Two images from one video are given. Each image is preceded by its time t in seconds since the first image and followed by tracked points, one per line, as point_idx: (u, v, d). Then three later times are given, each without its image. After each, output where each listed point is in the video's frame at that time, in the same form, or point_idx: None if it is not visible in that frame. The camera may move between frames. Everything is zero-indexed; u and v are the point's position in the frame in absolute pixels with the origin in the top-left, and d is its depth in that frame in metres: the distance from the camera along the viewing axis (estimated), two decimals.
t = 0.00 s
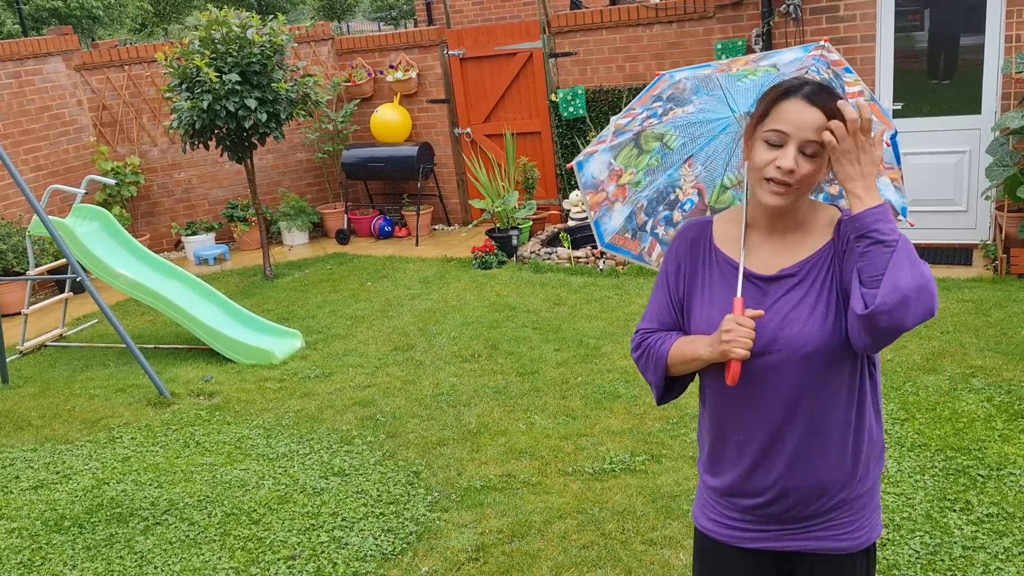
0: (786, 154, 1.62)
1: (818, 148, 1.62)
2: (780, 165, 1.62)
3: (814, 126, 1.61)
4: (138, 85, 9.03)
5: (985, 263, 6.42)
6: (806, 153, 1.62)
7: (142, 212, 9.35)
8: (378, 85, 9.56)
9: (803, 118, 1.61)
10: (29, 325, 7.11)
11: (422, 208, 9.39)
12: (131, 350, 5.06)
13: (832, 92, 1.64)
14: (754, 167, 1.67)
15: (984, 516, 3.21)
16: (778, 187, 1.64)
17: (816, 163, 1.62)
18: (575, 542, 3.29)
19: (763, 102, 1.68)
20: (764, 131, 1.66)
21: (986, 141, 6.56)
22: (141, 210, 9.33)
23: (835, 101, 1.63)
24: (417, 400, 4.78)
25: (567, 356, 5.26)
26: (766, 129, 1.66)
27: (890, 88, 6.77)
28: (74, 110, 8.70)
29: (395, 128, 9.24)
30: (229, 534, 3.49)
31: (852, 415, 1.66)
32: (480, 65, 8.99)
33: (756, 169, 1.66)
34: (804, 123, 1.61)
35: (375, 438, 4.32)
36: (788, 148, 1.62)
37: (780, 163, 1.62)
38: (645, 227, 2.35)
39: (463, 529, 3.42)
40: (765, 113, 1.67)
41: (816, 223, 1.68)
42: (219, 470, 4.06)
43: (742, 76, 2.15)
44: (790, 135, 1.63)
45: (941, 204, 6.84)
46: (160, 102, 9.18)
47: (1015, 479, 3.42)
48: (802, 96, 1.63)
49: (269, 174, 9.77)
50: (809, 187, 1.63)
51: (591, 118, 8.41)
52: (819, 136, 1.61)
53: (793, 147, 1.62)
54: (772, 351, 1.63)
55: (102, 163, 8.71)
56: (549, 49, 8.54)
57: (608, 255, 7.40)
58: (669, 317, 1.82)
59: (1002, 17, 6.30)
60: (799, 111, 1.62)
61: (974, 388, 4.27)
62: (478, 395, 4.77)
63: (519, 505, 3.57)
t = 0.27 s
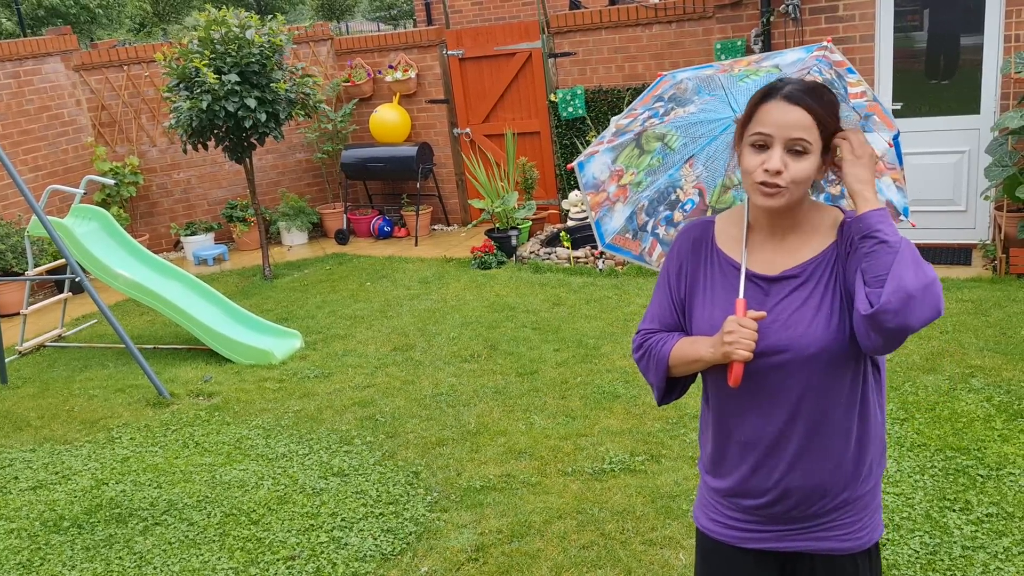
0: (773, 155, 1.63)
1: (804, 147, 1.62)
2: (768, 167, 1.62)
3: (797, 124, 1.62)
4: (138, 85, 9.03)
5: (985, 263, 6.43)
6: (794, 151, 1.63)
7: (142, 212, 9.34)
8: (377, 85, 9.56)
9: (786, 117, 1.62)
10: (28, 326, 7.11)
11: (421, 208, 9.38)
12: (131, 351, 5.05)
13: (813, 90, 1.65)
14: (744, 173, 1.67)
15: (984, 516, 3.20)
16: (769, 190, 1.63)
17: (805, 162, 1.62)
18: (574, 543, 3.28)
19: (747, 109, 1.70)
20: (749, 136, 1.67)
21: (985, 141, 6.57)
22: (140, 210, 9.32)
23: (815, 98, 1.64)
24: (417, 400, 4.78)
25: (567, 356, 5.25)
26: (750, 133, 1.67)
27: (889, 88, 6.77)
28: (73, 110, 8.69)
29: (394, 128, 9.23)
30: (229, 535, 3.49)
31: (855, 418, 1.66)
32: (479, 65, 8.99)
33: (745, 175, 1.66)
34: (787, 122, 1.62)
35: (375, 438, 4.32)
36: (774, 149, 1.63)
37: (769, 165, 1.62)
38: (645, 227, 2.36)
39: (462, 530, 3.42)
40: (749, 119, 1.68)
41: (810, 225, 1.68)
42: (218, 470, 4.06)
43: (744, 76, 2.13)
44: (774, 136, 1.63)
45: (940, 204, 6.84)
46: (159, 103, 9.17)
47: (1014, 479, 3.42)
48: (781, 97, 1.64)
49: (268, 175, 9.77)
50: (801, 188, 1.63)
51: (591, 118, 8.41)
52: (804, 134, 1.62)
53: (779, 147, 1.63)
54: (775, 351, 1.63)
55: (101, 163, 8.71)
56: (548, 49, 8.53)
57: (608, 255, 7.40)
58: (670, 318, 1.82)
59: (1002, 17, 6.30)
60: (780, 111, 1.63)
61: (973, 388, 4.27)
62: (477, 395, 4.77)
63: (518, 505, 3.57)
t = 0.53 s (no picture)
0: (784, 154, 1.63)
1: (811, 137, 1.62)
2: (782, 166, 1.62)
3: (798, 120, 1.62)
4: (137, 86, 9.04)
5: (984, 262, 6.43)
6: (803, 145, 1.63)
7: (141, 214, 9.34)
8: (376, 86, 9.58)
9: (784, 115, 1.63)
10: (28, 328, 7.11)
11: (421, 209, 9.39)
12: (131, 353, 5.06)
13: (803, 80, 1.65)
14: (759, 179, 1.67)
15: (983, 515, 3.21)
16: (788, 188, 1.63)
17: (815, 152, 1.62)
18: (575, 543, 3.29)
19: (743, 118, 1.71)
20: (754, 142, 1.68)
21: (983, 140, 6.58)
22: (140, 211, 9.32)
23: (806, 87, 1.64)
24: (417, 401, 4.78)
25: (567, 356, 5.26)
26: (755, 139, 1.67)
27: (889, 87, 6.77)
28: (72, 112, 8.69)
29: (393, 129, 9.23)
30: (230, 536, 3.49)
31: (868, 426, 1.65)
32: (478, 65, 8.99)
33: (761, 181, 1.66)
34: (787, 119, 1.63)
35: (375, 439, 4.32)
36: (783, 148, 1.63)
37: (782, 166, 1.62)
38: (669, 227, 2.38)
39: (463, 530, 3.42)
40: (749, 127, 1.69)
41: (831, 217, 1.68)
42: (219, 472, 4.06)
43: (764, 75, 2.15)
44: (778, 136, 1.64)
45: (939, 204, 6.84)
46: (159, 104, 9.18)
47: (1014, 478, 3.43)
48: (773, 97, 1.65)
49: (268, 176, 9.78)
50: (818, 178, 1.63)
51: (590, 118, 8.37)
52: (806, 125, 1.62)
53: (787, 146, 1.63)
54: (788, 352, 1.63)
55: (100, 165, 8.71)
56: (547, 49, 8.54)
57: (607, 255, 7.40)
58: (686, 315, 1.83)
59: (1000, 16, 6.31)
60: (778, 110, 1.64)
61: (973, 387, 4.27)
62: (477, 396, 4.78)
63: (519, 506, 3.57)
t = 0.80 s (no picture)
0: (785, 163, 1.63)
1: (814, 149, 1.63)
2: (782, 176, 1.63)
3: (801, 129, 1.62)
4: (137, 87, 9.04)
5: (984, 262, 6.43)
6: (804, 155, 1.63)
7: (141, 214, 9.34)
8: (376, 86, 9.58)
9: (788, 124, 1.63)
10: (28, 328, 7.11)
11: (421, 209, 9.39)
12: (131, 353, 5.06)
13: (809, 90, 1.66)
14: (759, 185, 1.68)
15: (984, 515, 3.21)
16: (787, 198, 1.64)
17: (817, 164, 1.63)
18: (575, 543, 3.29)
19: (746, 125, 1.71)
20: (756, 149, 1.68)
21: (984, 140, 6.58)
22: (140, 212, 9.32)
23: (812, 98, 1.65)
24: (417, 401, 4.78)
25: (567, 357, 5.26)
26: (757, 146, 1.67)
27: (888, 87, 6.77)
28: (72, 112, 8.68)
29: (393, 129, 9.23)
30: (230, 536, 3.49)
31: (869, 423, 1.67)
32: (478, 65, 8.99)
33: (760, 187, 1.67)
34: (790, 129, 1.63)
35: (375, 439, 4.32)
36: (785, 157, 1.64)
37: (783, 174, 1.63)
38: (662, 234, 2.38)
39: (463, 530, 3.42)
40: (752, 133, 1.69)
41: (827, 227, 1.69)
42: (218, 472, 4.06)
43: (761, 81, 2.16)
44: (781, 144, 1.64)
45: (939, 204, 6.84)
46: (159, 104, 9.18)
47: (1014, 478, 3.43)
48: (779, 106, 1.65)
49: (268, 176, 9.78)
50: (818, 189, 1.64)
51: (590, 118, 8.37)
52: (810, 136, 1.62)
53: (789, 155, 1.63)
54: (792, 349, 1.63)
55: (100, 165, 8.71)
56: (547, 49, 8.54)
57: (607, 255, 7.40)
58: (684, 315, 1.83)
59: (1000, 16, 6.31)
60: (782, 119, 1.64)
61: (973, 388, 4.27)
62: (477, 396, 4.77)
63: (519, 506, 3.57)
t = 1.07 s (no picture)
0: (785, 154, 1.63)
1: (813, 141, 1.63)
2: (782, 166, 1.63)
3: (801, 121, 1.63)
4: (136, 87, 9.04)
5: (983, 262, 6.43)
6: (804, 147, 1.64)
7: (141, 214, 9.34)
8: (375, 86, 9.58)
9: (788, 117, 1.64)
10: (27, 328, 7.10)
11: (420, 209, 9.38)
12: (131, 353, 5.06)
13: (809, 85, 1.67)
14: (758, 179, 1.68)
15: (983, 515, 3.21)
16: (787, 188, 1.64)
17: (816, 156, 1.63)
18: (574, 543, 3.29)
19: (746, 120, 1.72)
20: (756, 142, 1.68)
21: (983, 140, 6.58)
22: (139, 212, 9.32)
23: (812, 92, 1.66)
24: (417, 401, 4.78)
25: (567, 356, 5.26)
26: (757, 139, 1.68)
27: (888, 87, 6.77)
28: (71, 112, 8.68)
29: (393, 129, 9.22)
30: (230, 536, 3.49)
31: (870, 419, 1.67)
32: (478, 65, 8.99)
33: (760, 180, 1.67)
34: (790, 121, 1.64)
35: (374, 439, 4.32)
36: (785, 149, 1.64)
37: (783, 165, 1.63)
38: (655, 234, 2.38)
39: (463, 530, 3.42)
40: (752, 127, 1.70)
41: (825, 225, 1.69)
42: (218, 472, 4.06)
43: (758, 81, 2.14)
44: (781, 136, 1.64)
45: (939, 204, 6.84)
46: (158, 105, 9.18)
47: (1014, 477, 3.43)
48: (779, 99, 1.66)
49: (268, 176, 9.77)
50: (818, 181, 1.64)
51: (589, 118, 8.38)
52: (810, 129, 1.63)
53: (789, 146, 1.64)
54: (796, 349, 1.63)
55: (99, 166, 8.71)
56: (547, 49, 8.54)
57: (607, 255, 7.40)
58: (684, 316, 1.83)
59: (999, 16, 6.32)
60: (782, 112, 1.65)
61: (972, 387, 4.27)
62: (477, 396, 4.77)
63: (518, 506, 3.57)
